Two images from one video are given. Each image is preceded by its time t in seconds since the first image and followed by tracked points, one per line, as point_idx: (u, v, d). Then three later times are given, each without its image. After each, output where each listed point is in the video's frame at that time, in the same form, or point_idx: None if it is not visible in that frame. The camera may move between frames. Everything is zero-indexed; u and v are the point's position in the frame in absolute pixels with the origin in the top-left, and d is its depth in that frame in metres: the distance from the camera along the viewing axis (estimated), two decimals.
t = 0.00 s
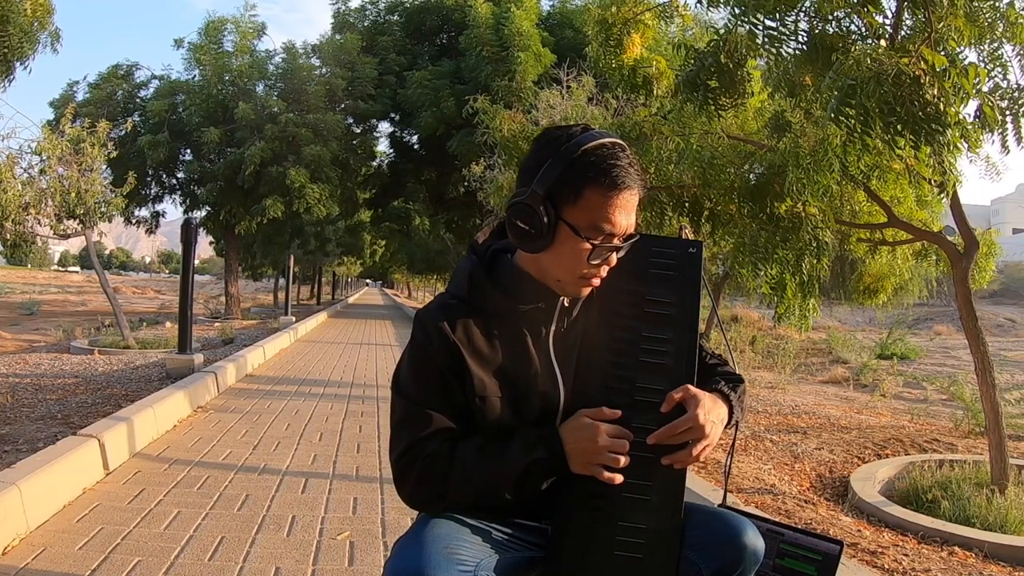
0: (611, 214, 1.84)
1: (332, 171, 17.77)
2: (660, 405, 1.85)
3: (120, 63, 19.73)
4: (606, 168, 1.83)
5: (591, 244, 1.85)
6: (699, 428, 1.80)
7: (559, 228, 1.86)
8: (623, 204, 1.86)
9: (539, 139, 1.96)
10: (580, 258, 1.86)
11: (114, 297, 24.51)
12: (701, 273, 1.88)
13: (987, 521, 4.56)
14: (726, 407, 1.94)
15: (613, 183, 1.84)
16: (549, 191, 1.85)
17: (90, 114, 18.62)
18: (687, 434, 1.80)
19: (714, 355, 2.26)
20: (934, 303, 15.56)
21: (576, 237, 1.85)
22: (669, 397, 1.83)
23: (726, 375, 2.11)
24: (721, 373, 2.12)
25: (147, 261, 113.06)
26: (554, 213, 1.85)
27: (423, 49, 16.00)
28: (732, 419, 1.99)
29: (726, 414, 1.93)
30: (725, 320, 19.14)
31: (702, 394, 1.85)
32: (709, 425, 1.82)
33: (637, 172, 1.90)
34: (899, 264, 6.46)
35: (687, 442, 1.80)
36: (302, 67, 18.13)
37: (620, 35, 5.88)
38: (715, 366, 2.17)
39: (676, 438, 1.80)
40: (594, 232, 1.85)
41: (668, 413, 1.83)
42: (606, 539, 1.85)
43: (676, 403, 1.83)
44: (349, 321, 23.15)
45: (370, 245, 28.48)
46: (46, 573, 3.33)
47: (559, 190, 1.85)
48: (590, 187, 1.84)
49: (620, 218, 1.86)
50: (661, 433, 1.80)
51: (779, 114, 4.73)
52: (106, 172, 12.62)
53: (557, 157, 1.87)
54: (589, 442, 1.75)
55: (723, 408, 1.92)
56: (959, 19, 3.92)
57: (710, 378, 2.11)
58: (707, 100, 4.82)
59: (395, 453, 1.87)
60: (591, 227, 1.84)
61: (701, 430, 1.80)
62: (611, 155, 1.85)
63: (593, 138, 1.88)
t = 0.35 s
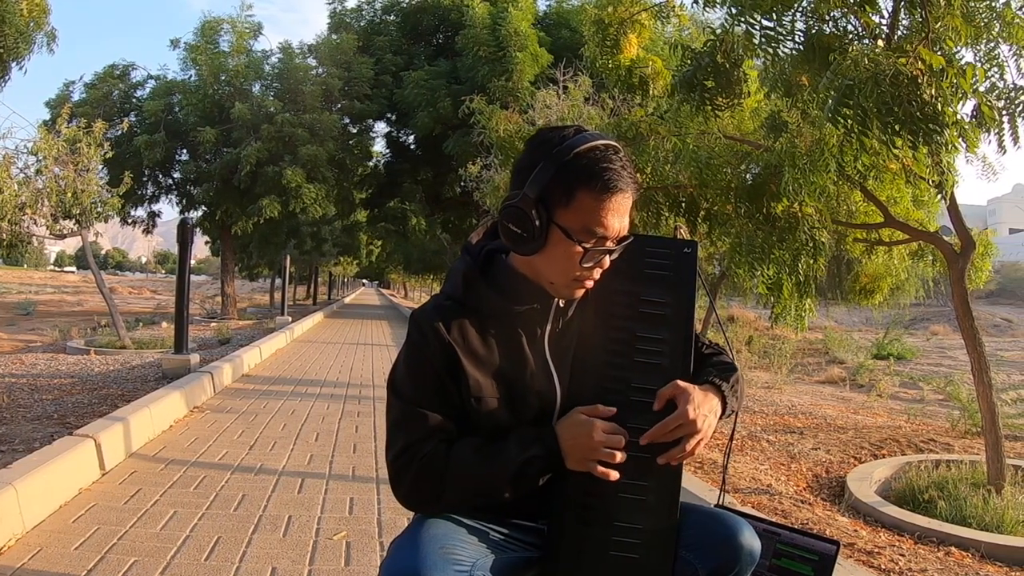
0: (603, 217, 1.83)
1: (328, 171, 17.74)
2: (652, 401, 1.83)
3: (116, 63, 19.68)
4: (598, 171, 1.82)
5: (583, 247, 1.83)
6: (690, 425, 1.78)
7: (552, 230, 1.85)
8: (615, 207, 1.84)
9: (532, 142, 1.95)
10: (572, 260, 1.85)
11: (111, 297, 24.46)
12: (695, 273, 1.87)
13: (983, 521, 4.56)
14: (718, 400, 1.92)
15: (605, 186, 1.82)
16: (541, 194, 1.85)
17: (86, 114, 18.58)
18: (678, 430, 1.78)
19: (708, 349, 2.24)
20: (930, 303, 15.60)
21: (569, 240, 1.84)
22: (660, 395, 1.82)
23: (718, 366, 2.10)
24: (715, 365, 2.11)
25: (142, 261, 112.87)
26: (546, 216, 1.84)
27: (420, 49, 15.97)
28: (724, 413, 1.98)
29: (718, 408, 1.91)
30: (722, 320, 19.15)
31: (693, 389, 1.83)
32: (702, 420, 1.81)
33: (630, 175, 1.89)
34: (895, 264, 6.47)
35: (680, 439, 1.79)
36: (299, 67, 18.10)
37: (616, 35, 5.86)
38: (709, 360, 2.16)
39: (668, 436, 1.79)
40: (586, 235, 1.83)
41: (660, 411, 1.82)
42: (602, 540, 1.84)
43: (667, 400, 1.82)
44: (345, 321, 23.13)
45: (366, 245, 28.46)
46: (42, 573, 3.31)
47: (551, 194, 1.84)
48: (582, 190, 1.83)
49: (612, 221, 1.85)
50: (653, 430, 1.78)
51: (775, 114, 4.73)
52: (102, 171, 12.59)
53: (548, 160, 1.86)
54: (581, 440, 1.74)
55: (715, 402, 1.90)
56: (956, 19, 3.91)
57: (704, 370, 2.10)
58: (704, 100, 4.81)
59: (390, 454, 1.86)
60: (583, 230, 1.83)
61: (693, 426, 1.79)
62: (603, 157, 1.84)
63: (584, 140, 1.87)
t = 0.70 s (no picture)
0: (597, 225, 1.82)
1: (325, 171, 17.71)
2: (649, 405, 1.82)
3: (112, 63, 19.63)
4: (592, 179, 1.81)
5: (576, 255, 1.82)
6: (687, 431, 1.77)
7: (545, 238, 1.84)
8: (609, 214, 1.83)
9: (526, 147, 1.94)
10: (566, 267, 1.84)
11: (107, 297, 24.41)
12: (691, 274, 1.86)
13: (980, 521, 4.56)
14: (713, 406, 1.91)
15: (599, 194, 1.81)
16: (535, 201, 1.83)
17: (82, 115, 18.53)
18: (675, 436, 1.77)
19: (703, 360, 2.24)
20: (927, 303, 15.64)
21: (562, 248, 1.83)
22: (657, 399, 1.81)
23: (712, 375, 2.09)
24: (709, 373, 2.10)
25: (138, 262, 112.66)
26: (539, 223, 1.83)
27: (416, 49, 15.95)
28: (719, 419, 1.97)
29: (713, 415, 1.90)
30: (718, 320, 19.16)
31: (691, 395, 1.82)
32: (698, 426, 1.80)
33: (625, 181, 1.87)
34: (891, 264, 6.47)
35: (677, 445, 1.78)
36: (295, 67, 18.07)
37: (613, 35, 5.86)
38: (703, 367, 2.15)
39: (664, 442, 1.78)
40: (580, 243, 1.82)
41: (657, 415, 1.81)
42: (597, 539, 1.83)
43: (664, 404, 1.81)
44: (341, 321, 23.11)
45: (362, 245, 28.43)
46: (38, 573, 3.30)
47: (545, 201, 1.83)
48: (575, 198, 1.81)
49: (607, 228, 1.83)
50: (650, 437, 1.77)
51: (772, 114, 4.72)
52: (98, 171, 12.56)
53: (542, 167, 1.84)
54: (570, 449, 1.73)
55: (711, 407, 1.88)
56: (952, 19, 3.91)
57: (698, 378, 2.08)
58: (700, 100, 4.81)
59: (382, 463, 1.85)
60: (577, 239, 1.82)
61: (689, 432, 1.78)
62: (597, 165, 1.82)
63: (579, 147, 1.85)
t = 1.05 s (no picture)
0: (583, 220, 1.81)
1: (321, 171, 17.66)
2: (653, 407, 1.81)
3: (108, 63, 19.58)
4: (576, 173, 1.80)
5: (564, 251, 1.82)
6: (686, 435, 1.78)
7: (532, 237, 1.83)
8: (593, 209, 1.82)
9: (507, 146, 1.93)
10: (554, 265, 1.83)
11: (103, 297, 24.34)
12: (684, 272, 1.84)
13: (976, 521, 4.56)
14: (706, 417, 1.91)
15: (583, 188, 1.80)
16: (519, 200, 1.83)
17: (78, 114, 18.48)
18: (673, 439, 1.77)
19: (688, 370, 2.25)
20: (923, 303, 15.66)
21: (550, 245, 1.82)
22: (664, 398, 1.80)
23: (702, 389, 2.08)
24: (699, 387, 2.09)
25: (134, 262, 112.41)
26: (524, 222, 1.82)
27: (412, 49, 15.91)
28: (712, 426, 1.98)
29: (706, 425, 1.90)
30: (714, 320, 19.17)
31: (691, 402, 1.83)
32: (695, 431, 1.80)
33: (608, 174, 1.86)
34: (888, 264, 6.47)
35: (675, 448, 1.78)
36: (291, 67, 18.02)
37: (610, 35, 5.84)
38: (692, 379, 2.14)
39: (663, 444, 1.77)
40: (567, 239, 1.81)
41: (661, 413, 1.80)
42: (592, 539, 1.81)
43: (671, 405, 1.80)
44: (337, 321, 23.07)
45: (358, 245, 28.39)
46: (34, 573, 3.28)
47: (528, 199, 1.82)
48: (559, 194, 1.80)
49: (594, 223, 1.83)
50: (653, 437, 1.77)
51: (768, 114, 4.72)
52: (94, 171, 12.52)
53: (524, 165, 1.84)
54: (567, 447, 1.72)
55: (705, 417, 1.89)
56: (949, 19, 3.91)
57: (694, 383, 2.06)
58: (697, 101, 4.80)
59: (375, 468, 1.83)
60: (564, 234, 1.81)
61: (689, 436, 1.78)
62: (578, 159, 1.82)
63: (559, 142, 1.85)
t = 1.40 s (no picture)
0: (532, 209, 1.79)
1: (317, 171, 17.63)
2: (649, 410, 1.81)
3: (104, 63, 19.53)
4: (515, 164, 1.79)
5: (522, 245, 1.81)
6: (683, 440, 1.77)
7: (491, 236, 1.85)
8: (541, 196, 1.80)
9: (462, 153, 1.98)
10: (517, 260, 1.83)
11: (99, 297, 24.30)
12: (679, 270, 1.84)
13: (972, 522, 4.57)
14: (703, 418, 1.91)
15: (524, 177, 1.79)
16: (469, 202, 1.86)
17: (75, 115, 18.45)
18: (672, 443, 1.76)
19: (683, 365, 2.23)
20: (919, 304, 15.69)
21: (508, 241, 1.82)
22: (663, 401, 1.80)
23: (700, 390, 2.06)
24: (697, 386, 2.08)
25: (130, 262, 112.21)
26: (479, 223, 1.86)
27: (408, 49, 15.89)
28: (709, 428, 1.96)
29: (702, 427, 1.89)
30: (710, 320, 19.19)
31: (689, 406, 1.83)
32: (692, 435, 1.80)
33: (556, 159, 1.83)
34: (885, 264, 6.48)
35: (672, 453, 1.77)
36: (287, 67, 17.98)
37: (606, 35, 5.83)
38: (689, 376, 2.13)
39: (662, 450, 1.76)
40: (521, 231, 1.81)
41: (658, 416, 1.80)
42: (588, 539, 1.81)
43: (668, 408, 1.80)
44: (334, 322, 23.05)
45: (355, 246, 28.36)
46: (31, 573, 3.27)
47: (476, 201, 1.85)
48: (504, 188, 1.81)
49: (548, 210, 1.80)
50: (650, 440, 1.76)
51: (765, 114, 4.71)
52: (90, 171, 12.48)
53: (466, 167, 1.87)
54: (570, 446, 1.70)
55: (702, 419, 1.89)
56: (946, 19, 3.90)
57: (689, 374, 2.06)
58: (693, 100, 4.78)
59: (372, 467, 1.82)
60: (519, 228, 1.81)
61: (686, 441, 1.78)
62: (515, 150, 1.82)
63: (496, 137, 1.85)
